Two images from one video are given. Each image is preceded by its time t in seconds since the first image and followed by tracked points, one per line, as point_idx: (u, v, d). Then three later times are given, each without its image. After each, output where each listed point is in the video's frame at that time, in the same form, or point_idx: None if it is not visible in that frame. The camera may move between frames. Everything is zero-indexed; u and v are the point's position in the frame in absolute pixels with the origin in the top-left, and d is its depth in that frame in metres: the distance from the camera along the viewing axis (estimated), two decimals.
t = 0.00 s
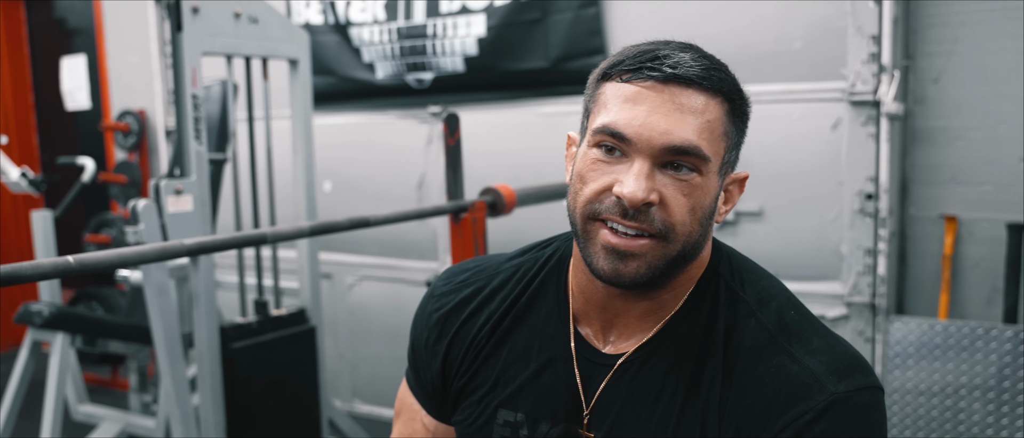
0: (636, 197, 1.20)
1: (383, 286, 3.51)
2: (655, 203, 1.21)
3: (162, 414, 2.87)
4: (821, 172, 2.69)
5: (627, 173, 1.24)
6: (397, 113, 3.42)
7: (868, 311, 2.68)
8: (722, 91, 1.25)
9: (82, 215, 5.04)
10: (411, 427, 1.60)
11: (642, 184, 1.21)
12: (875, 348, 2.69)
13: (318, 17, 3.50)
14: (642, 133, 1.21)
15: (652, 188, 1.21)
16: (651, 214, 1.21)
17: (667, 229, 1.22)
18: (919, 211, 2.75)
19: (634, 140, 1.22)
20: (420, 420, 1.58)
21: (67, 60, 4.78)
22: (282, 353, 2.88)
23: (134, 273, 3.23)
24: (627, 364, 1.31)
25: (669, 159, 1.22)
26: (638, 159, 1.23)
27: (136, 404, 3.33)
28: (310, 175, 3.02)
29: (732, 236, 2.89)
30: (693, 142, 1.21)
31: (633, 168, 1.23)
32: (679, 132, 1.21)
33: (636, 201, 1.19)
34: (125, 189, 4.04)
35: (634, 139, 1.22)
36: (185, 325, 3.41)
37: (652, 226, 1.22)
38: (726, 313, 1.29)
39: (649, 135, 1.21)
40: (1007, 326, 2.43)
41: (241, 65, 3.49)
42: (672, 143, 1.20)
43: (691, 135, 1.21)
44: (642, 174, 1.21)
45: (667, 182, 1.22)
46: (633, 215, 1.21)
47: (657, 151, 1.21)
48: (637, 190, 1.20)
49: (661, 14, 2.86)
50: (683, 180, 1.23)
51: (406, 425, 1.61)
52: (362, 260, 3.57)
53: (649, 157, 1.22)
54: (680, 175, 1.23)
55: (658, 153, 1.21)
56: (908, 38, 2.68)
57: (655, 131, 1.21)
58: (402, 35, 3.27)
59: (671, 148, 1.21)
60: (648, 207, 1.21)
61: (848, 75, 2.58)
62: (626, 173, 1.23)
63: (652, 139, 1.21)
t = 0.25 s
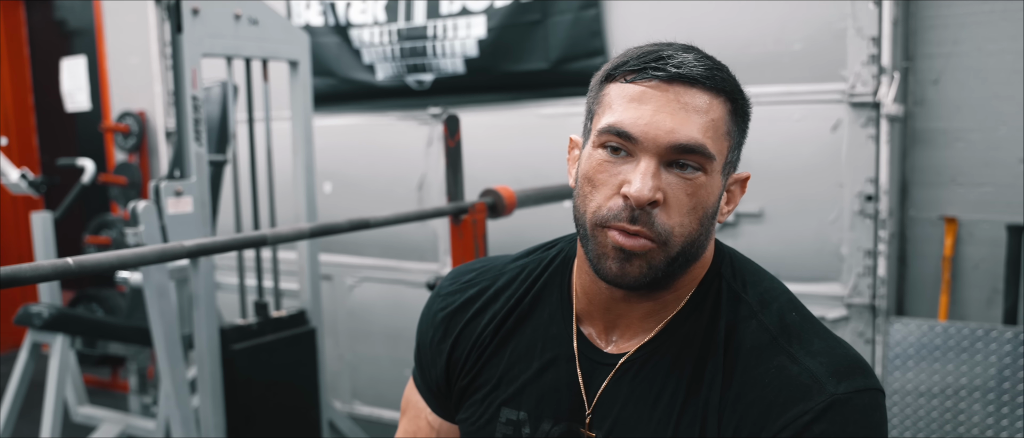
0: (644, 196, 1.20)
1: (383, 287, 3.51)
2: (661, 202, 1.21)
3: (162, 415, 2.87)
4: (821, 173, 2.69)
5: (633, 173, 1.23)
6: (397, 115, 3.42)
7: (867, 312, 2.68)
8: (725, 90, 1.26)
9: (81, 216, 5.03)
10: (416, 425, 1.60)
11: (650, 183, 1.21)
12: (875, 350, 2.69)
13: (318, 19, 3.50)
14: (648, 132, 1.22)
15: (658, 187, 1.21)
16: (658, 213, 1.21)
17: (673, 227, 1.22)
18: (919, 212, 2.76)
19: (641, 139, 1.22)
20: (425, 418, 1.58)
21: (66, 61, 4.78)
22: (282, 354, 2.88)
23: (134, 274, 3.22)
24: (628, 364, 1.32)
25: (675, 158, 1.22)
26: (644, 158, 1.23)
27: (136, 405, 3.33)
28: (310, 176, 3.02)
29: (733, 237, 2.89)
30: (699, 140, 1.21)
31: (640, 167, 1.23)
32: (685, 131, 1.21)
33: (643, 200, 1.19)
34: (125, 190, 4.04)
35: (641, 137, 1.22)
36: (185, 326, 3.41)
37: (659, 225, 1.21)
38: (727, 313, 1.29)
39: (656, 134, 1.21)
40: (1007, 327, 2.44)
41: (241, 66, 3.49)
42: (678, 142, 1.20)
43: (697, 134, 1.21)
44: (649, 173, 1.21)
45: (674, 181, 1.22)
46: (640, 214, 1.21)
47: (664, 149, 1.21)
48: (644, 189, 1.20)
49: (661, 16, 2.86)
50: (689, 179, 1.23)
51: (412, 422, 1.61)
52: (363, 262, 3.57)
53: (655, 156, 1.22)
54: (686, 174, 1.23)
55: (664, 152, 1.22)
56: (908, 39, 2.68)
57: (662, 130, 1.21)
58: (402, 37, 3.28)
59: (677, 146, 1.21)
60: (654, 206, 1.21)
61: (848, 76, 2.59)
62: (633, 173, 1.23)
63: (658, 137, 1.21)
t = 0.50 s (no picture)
0: (644, 191, 1.20)
1: (384, 286, 3.51)
2: (661, 197, 1.20)
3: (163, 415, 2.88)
4: (821, 173, 2.69)
5: (633, 168, 1.23)
6: (397, 114, 3.42)
7: (868, 312, 2.68)
8: (725, 88, 1.26)
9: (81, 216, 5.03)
10: (418, 422, 1.60)
11: (649, 178, 1.21)
12: (875, 349, 2.69)
13: (318, 18, 3.49)
14: (648, 128, 1.22)
15: (658, 182, 1.21)
16: (658, 208, 1.21)
17: (673, 223, 1.22)
18: (920, 211, 2.75)
19: (641, 135, 1.22)
20: (427, 415, 1.58)
21: (66, 60, 4.77)
22: (283, 353, 2.88)
23: (134, 273, 3.22)
24: (628, 361, 1.32)
25: (675, 154, 1.22)
26: (644, 153, 1.23)
27: (137, 405, 3.33)
28: (311, 175, 3.02)
29: (733, 237, 2.90)
30: (698, 136, 1.21)
31: (639, 163, 1.23)
32: (684, 127, 1.21)
33: (643, 195, 1.19)
34: (125, 190, 4.04)
35: (641, 133, 1.22)
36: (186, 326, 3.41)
37: (658, 220, 1.22)
38: (727, 309, 1.29)
39: (656, 130, 1.21)
40: (1007, 326, 2.43)
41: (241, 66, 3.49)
42: (678, 138, 1.20)
43: (697, 131, 1.21)
44: (649, 168, 1.21)
45: (673, 177, 1.22)
46: (640, 208, 1.21)
47: (664, 145, 1.21)
48: (644, 184, 1.20)
49: (662, 15, 2.86)
50: (689, 175, 1.23)
51: (414, 419, 1.61)
52: (363, 261, 3.57)
53: (655, 151, 1.22)
54: (685, 170, 1.23)
55: (664, 147, 1.21)
56: (909, 39, 2.68)
57: (662, 126, 1.21)
58: (402, 36, 3.27)
59: (677, 142, 1.21)
60: (654, 201, 1.21)
61: (849, 76, 2.58)
62: (633, 168, 1.23)
63: (658, 133, 1.21)
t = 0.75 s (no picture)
0: (636, 185, 1.20)
1: (382, 286, 3.51)
2: (653, 191, 1.21)
3: (161, 416, 2.87)
4: (820, 173, 2.69)
5: (626, 163, 1.24)
6: (396, 114, 3.42)
7: (866, 312, 2.69)
8: (718, 85, 1.26)
9: (80, 216, 5.02)
10: (417, 421, 1.60)
11: (642, 172, 1.21)
12: (874, 349, 2.69)
13: (318, 18, 3.49)
14: (640, 123, 1.22)
15: (651, 176, 1.21)
16: (650, 202, 1.21)
17: (666, 217, 1.22)
18: (918, 211, 2.76)
19: (633, 130, 1.23)
20: (426, 415, 1.58)
21: (65, 60, 4.76)
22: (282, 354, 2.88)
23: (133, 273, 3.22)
24: (623, 358, 1.32)
25: (668, 149, 1.22)
26: (637, 148, 1.23)
27: (136, 405, 3.33)
28: (310, 175, 3.02)
29: (732, 236, 2.90)
30: (690, 131, 1.21)
31: (632, 157, 1.23)
32: (676, 122, 1.21)
33: (635, 189, 1.20)
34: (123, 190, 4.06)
35: (633, 129, 1.23)
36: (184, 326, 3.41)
37: (651, 214, 1.22)
38: (720, 307, 1.29)
39: (648, 125, 1.21)
40: (1005, 326, 2.44)
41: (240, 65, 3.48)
42: (670, 133, 1.21)
43: (689, 126, 1.21)
44: (641, 163, 1.22)
45: (665, 172, 1.22)
46: (633, 202, 1.22)
47: (656, 140, 1.21)
48: (636, 178, 1.20)
49: (661, 15, 2.86)
50: (681, 171, 1.23)
51: (412, 419, 1.61)
52: (362, 261, 3.57)
53: (647, 147, 1.22)
54: (678, 165, 1.23)
55: (656, 142, 1.22)
56: (907, 39, 2.68)
57: (654, 121, 1.21)
58: (402, 36, 3.27)
59: (669, 137, 1.21)
60: (647, 196, 1.21)
61: (847, 76, 2.59)
62: (626, 163, 1.24)
63: (650, 128, 1.21)
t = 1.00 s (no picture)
0: (628, 184, 1.20)
1: (380, 286, 3.51)
2: (645, 190, 1.21)
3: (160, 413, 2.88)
4: (817, 172, 2.69)
5: (618, 162, 1.24)
6: (394, 113, 3.42)
7: (864, 311, 2.69)
8: (711, 84, 1.26)
9: (78, 216, 5.02)
10: (416, 408, 1.63)
11: (634, 172, 1.21)
12: (872, 348, 2.69)
13: (316, 17, 3.49)
14: (633, 123, 1.22)
15: (643, 176, 1.21)
16: (642, 201, 1.21)
17: (658, 216, 1.22)
18: (916, 211, 2.76)
19: (626, 130, 1.23)
20: (425, 403, 1.61)
21: (63, 60, 4.76)
22: (280, 354, 2.88)
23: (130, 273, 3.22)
24: (617, 356, 1.32)
25: (660, 149, 1.22)
26: (629, 148, 1.23)
27: (133, 405, 3.32)
28: (307, 174, 3.01)
29: (730, 236, 2.89)
30: (682, 131, 1.21)
31: (625, 157, 1.23)
32: (669, 122, 1.21)
33: (627, 188, 1.20)
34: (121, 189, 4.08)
35: (626, 128, 1.22)
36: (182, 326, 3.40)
37: (643, 213, 1.22)
38: (714, 305, 1.29)
39: (641, 124, 1.21)
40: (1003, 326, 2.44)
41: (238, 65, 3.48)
42: (663, 133, 1.21)
43: (681, 126, 1.21)
44: (634, 162, 1.22)
45: (658, 171, 1.22)
46: (624, 201, 1.22)
47: (648, 139, 1.21)
48: (628, 177, 1.20)
49: (659, 15, 2.86)
50: (673, 170, 1.23)
51: (412, 405, 1.64)
52: (360, 261, 3.57)
53: (640, 146, 1.22)
54: (670, 165, 1.23)
55: (649, 142, 1.22)
56: (905, 38, 2.68)
57: (646, 121, 1.21)
58: (399, 36, 3.27)
59: (661, 137, 1.21)
60: (638, 195, 1.21)
61: (845, 75, 2.59)
62: (618, 162, 1.24)
63: (643, 128, 1.21)
